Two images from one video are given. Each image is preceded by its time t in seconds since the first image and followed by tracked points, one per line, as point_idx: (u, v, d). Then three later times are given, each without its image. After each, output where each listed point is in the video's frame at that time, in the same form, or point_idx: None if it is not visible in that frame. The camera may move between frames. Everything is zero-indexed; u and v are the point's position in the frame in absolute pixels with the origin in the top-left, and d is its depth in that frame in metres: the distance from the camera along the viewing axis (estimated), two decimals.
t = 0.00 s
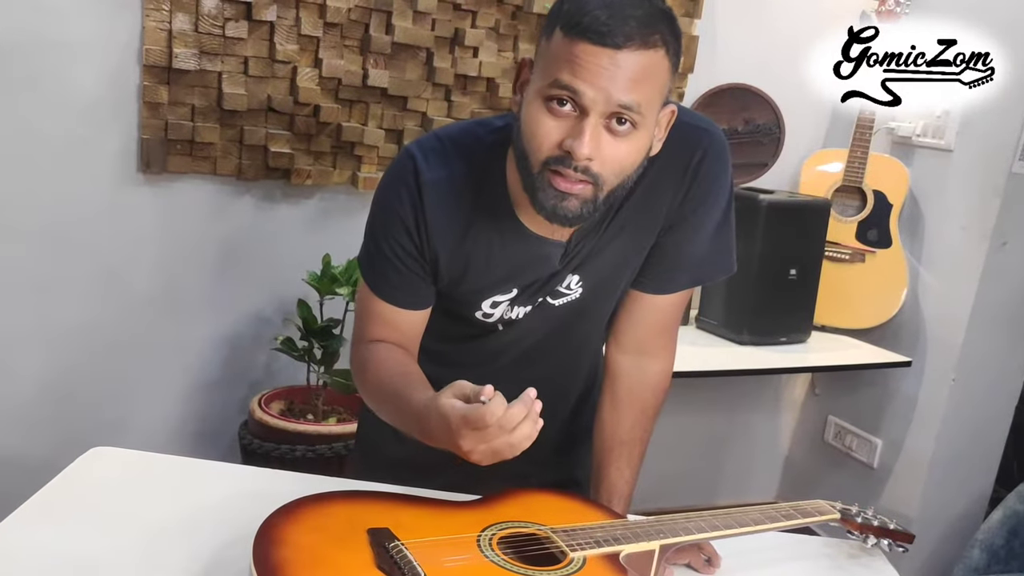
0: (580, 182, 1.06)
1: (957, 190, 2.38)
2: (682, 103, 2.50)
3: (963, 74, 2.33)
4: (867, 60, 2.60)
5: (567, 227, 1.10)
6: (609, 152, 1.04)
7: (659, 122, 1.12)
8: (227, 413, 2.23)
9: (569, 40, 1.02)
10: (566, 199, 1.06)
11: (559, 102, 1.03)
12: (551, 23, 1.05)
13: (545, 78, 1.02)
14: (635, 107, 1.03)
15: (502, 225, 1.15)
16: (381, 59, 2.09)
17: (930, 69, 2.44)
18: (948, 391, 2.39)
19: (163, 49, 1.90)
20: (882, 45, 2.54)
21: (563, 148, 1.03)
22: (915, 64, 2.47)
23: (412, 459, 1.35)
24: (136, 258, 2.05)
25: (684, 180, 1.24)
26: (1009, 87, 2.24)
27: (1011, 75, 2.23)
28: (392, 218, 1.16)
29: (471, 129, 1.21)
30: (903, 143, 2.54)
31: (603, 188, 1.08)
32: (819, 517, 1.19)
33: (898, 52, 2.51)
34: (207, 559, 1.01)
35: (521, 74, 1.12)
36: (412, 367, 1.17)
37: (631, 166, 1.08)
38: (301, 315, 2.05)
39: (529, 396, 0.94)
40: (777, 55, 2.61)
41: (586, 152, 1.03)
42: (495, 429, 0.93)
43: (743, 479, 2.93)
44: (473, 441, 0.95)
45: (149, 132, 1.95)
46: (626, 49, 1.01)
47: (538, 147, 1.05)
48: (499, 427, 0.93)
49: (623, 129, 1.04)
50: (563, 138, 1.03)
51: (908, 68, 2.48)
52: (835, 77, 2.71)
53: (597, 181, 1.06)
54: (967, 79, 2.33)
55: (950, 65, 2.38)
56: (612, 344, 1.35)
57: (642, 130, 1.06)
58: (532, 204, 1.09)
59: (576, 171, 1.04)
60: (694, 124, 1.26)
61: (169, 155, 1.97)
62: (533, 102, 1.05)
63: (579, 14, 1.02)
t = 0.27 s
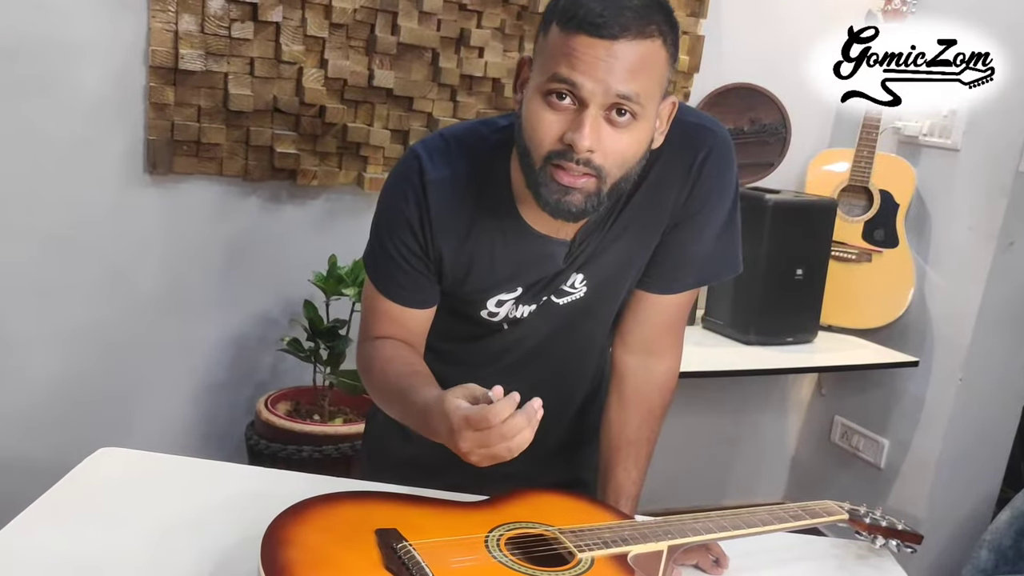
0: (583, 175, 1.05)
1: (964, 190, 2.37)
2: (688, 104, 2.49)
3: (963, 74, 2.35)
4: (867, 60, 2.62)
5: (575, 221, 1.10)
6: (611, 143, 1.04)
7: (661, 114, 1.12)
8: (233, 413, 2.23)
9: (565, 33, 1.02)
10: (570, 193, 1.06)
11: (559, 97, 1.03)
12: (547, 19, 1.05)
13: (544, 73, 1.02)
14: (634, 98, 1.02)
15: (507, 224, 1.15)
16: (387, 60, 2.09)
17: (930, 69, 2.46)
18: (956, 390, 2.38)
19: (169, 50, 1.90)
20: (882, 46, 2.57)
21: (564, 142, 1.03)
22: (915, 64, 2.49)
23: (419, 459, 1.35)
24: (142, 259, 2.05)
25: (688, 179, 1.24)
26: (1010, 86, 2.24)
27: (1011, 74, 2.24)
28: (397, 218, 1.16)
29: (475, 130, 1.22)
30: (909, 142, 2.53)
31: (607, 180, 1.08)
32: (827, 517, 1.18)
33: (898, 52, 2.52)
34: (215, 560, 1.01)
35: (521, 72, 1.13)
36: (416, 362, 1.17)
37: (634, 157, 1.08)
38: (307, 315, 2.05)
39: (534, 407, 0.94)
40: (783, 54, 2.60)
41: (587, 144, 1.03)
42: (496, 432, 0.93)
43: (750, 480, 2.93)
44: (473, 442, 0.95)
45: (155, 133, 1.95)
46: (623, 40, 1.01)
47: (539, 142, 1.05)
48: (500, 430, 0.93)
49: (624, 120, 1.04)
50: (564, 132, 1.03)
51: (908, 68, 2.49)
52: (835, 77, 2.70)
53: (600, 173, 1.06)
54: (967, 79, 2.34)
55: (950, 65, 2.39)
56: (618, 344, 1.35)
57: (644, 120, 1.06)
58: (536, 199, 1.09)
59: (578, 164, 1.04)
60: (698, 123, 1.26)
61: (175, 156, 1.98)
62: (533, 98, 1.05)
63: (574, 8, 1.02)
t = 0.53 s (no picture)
0: (587, 168, 1.05)
1: (970, 190, 2.36)
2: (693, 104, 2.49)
3: (963, 74, 2.35)
4: (867, 60, 2.63)
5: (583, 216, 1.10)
6: (612, 135, 1.04)
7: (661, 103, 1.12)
8: (239, 414, 2.23)
9: (557, 29, 1.02)
10: (576, 187, 1.05)
11: (556, 92, 1.03)
12: (539, 18, 1.05)
13: (540, 69, 1.02)
14: (630, 87, 1.02)
15: (514, 221, 1.15)
16: (392, 60, 2.09)
17: (929, 69, 2.46)
18: (962, 391, 2.38)
19: (174, 51, 1.90)
20: (882, 46, 2.59)
21: (564, 137, 1.03)
22: (915, 64, 2.49)
23: (427, 460, 1.35)
24: (148, 260, 2.05)
25: (697, 179, 1.23)
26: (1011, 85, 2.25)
27: (1011, 74, 2.25)
28: (404, 214, 1.16)
29: (484, 128, 1.22)
30: (914, 142, 2.53)
31: (612, 172, 1.07)
32: (836, 518, 1.18)
33: (898, 52, 2.53)
34: (223, 562, 1.01)
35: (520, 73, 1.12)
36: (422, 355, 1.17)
37: (637, 147, 1.08)
38: (312, 315, 2.05)
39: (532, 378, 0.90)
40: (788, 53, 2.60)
41: (588, 136, 1.02)
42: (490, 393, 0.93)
43: (755, 481, 2.92)
44: (460, 394, 0.96)
45: (160, 134, 1.95)
46: (615, 30, 1.01)
47: (541, 139, 1.05)
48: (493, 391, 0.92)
49: (623, 110, 1.04)
50: (564, 127, 1.03)
51: (908, 68, 2.49)
52: (835, 77, 2.69)
53: (603, 165, 1.06)
54: (967, 79, 2.34)
55: (950, 65, 2.40)
56: (626, 346, 1.34)
57: (643, 109, 1.05)
58: (542, 195, 1.09)
59: (581, 157, 1.04)
60: (708, 124, 1.25)
61: (181, 157, 1.98)
62: (531, 96, 1.05)
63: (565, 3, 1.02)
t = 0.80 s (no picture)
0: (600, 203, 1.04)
1: (978, 189, 2.35)
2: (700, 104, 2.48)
3: (963, 74, 2.38)
4: (867, 60, 2.63)
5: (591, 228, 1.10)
6: (628, 176, 1.02)
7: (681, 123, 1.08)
8: (246, 415, 2.24)
9: (581, 72, 0.97)
10: (587, 214, 1.05)
11: (575, 132, 1.00)
12: (565, 43, 0.99)
13: (561, 109, 0.98)
14: (650, 136, 0.99)
15: (522, 214, 1.15)
16: (399, 61, 2.09)
17: (929, 69, 2.47)
18: (971, 391, 2.37)
19: (181, 53, 1.91)
20: (882, 45, 2.58)
21: (581, 177, 1.01)
22: (915, 63, 2.50)
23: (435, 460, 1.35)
24: (156, 261, 2.06)
25: (708, 178, 1.23)
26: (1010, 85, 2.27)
27: (1011, 74, 2.27)
28: (414, 199, 1.15)
29: (497, 117, 1.21)
30: (923, 141, 2.51)
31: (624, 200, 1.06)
32: (845, 519, 1.18)
33: (898, 52, 2.54)
34: (233, 563, 1.01)
35: (538, 71, 1.07)
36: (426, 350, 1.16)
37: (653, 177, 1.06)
38: (320, 316, 2.05)
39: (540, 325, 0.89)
40: (796, 52, 2.59)
41: (604, 179, 1.01)
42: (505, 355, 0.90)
43: (763, 481, 2.91)
44: (489, 366, 0.91)
45: (168, 136, 1.95)
46: (638, 83, 0.96)
47: (557, 168, 1.03)
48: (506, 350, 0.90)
49: (641, 154, 1.01)
50: (581, 166, 1.01)
51: (908, 68, 2.50)
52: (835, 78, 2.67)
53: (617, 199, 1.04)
54: (967, 79, 2.37)
55: (950, 65, 2.42)
56: (636, 345, 1.34)
57: (662, 145, 1.03)
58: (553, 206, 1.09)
59: (596, 197, 1.03)
60: (721, 122, 1.24)
61: (188, 159, 1.98)
62: (550, 127, 1.02)
63: (591, 44, 0.96)
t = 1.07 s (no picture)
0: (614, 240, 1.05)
1: (991, 181, 2.34)
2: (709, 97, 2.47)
3: (964, 74, 2.39)
4: (867, 60, 2.61)
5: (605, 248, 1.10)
6: (645, 226, 1.02)
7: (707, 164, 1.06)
8: (258, 412, 2.24)
9: (614, 140, 0.94)
10: (599, 244, 1.07)
11: (600, 186, 0.98)
12: (603, 98, 0.95)
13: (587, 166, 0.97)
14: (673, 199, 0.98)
15: (530, 220, 1.15)
16: (408, 58, 2.09)
17: (930, 70, 2.48)
18: (985, 383, 2.36)
19: (191, 51, 1.91)
20: (882, 45, 2.58)
21: (599, 223, 1.01)
22: (915, 64, 2.50)
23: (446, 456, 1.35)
24: (167, 260, 2.07)
25: (714, 174, 1.21)
26: (1009, 86, 2.28)
27: (1011, 74, 2.28)
28: (421, 212, 1.15)
29: (498, 126, 1.21)
30: (935, 133, 2.50)
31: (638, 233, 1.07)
32: (858, 513, 1.17)
33: (898, 52, 2.53)
34: (247, 560, 1.02)
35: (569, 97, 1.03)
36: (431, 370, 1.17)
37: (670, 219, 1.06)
38: (331, 313, 2.06)
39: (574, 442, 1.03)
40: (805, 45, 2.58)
41: (622, 230, 1.01)
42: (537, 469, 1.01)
43: (775, 475, 2.90)
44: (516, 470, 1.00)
45: (179, 134, 1.96)
46: (669, 162, 0.94)
47: (576, 208, 1.03)
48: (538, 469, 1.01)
49: (662, 209, 1.01)
50: (600, 214, 1.01)
51: (908, 68, 2.51)
52: (836, 77, 2.64)
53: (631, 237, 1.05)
54: (967, 79, 2.38)
55: (950, 65, 2.44)
56: (645, 339, 1.34)
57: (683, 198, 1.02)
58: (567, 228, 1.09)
59: (611, 237, 1.04)
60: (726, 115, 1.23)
61: (199, 157, 1.99)
62: (574, 173, 1.00)
63: (629, 114, 0.93)
